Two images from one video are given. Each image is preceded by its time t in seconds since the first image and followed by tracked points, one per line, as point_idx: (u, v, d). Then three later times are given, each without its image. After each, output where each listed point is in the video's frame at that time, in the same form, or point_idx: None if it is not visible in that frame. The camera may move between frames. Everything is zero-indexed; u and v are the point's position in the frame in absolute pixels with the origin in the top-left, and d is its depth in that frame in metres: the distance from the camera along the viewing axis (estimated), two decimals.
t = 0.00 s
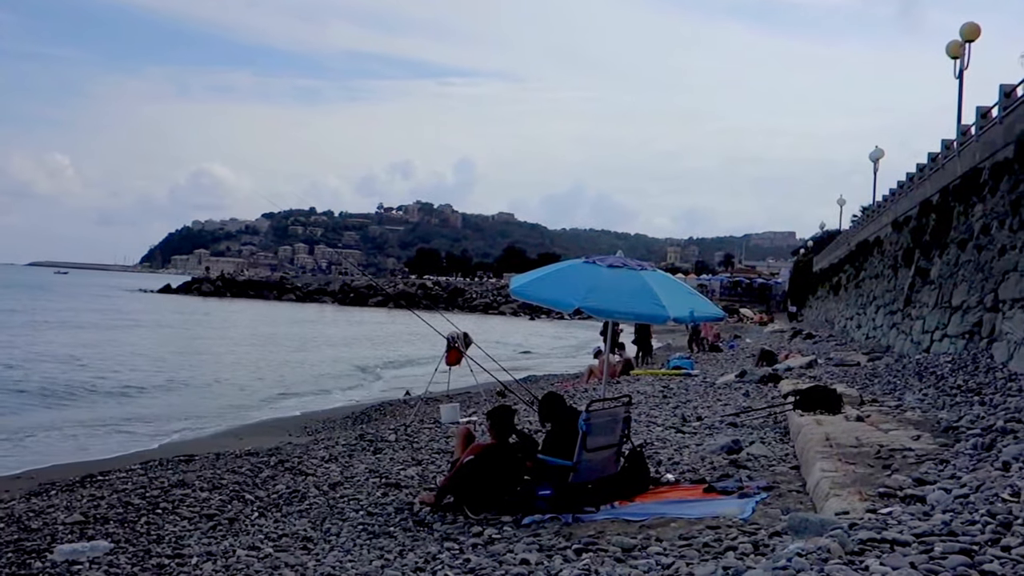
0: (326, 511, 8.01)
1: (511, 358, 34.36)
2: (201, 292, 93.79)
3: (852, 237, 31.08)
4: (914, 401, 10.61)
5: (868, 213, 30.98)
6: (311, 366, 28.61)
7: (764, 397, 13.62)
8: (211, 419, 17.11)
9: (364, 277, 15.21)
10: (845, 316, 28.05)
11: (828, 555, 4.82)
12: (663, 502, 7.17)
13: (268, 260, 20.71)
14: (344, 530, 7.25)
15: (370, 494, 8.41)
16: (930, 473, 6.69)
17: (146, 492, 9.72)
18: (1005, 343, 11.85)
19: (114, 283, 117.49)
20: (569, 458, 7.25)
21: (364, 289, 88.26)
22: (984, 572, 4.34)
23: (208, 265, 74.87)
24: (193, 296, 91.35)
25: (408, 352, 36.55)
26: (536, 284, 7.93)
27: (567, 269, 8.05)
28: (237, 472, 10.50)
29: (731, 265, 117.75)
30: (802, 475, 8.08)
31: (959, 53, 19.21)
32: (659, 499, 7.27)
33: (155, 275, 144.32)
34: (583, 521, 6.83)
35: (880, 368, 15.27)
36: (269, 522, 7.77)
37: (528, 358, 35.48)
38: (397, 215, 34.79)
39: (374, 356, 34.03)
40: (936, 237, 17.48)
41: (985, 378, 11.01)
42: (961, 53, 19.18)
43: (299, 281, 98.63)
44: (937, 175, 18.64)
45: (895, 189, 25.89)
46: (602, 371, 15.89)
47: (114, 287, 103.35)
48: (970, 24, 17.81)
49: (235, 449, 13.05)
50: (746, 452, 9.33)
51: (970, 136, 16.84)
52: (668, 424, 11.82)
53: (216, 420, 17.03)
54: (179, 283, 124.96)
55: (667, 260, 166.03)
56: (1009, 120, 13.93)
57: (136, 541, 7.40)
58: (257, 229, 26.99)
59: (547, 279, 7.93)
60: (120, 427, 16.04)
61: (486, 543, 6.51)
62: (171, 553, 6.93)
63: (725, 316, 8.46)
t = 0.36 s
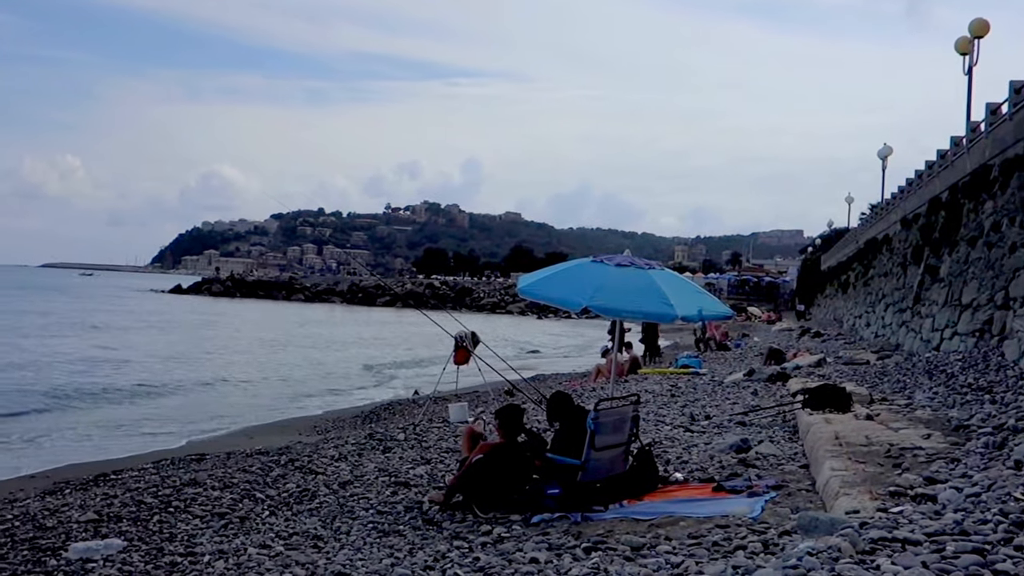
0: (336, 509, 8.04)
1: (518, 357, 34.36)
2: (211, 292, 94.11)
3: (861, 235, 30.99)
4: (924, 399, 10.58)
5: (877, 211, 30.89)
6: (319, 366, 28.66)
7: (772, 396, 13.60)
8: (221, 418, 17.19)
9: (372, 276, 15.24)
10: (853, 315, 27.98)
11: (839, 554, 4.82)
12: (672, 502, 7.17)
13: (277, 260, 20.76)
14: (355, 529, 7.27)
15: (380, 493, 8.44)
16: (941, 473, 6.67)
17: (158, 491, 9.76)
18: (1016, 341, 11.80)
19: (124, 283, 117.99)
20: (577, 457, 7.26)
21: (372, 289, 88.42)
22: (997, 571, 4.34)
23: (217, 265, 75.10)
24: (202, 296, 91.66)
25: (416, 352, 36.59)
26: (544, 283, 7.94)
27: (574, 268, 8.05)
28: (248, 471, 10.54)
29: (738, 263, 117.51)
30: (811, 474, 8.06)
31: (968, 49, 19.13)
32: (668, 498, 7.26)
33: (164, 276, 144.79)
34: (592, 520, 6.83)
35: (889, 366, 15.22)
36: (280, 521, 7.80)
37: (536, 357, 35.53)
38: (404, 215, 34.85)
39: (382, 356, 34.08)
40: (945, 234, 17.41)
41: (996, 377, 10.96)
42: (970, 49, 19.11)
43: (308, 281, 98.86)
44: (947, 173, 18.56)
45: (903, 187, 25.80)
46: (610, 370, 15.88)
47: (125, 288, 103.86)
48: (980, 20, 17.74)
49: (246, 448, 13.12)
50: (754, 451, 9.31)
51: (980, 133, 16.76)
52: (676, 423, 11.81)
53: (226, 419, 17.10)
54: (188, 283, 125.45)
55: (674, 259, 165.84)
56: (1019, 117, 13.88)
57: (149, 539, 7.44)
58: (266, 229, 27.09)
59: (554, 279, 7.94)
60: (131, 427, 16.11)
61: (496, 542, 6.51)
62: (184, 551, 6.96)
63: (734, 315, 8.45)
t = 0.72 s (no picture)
0: (349, 508, 8.07)
1: (529, 357, 34.38)
2: (224, 292, 94.55)
3: (873, 233, 30.87)
4: (938, 398, 10.54)
5: (889, 208, 30.73)
6: (332, 366, 28.76)
7: (784, 394, 13.57)
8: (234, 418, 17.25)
9: (384, 276, 15.28)
10: (866, 313, 27.87)
11: (853, 553, 4.81)
12: (684, 500, 7.16)
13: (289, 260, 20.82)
14: (368, 527, 7.29)
15: (392, 491, 8.47)
16: (956, 471, 6.64)
17: (174, 489, 9.83)
18: None
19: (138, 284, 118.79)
20: (589, 456, 7.25)
21: (384, 289, 88.65)
22: (1014, 571, 4.32)
23: (230, 265, 75.45)
24: (215, 296, 92.13)
25: (427, 351, 36.67)
26: (556, 282, 7.94)
27: (585, 267, 8.05)
28: (261, 470, 10.59)
29: (749, 262, 117.24)
30: (824, 473, 8.04)
31: (980, 45, 19.03)
32: (680, 497, 7.25)
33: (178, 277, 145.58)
34: (603, 519, 6.83)
35: (902, 365, 15.17)
36: (294, 520, 7.83)
37: (548, 356, 35.53)
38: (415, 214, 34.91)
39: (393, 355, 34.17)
40: (959, 232, 17.32)
41: (1010, 375, 10.90)
42: (982, 45, 19.01)
43: (320, 281, 99.22)
44: (959, 170, 18.47)
45: (916, 184, 25.68)
46: (621, 369, 15.87)
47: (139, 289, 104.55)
48: (992, 16, 17.64)
49: (260, 447, 13.18)
50: (767, 450, 9.28)
51: (993, 130, 16.67)
52: (688, 422, 11.79)
53: (239, 419, 17.15)
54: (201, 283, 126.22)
55: (684, 258, 165.58)
56: None
57: (164, 538, 7.48)
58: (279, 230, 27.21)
59: (565, 277, 7.95)
60: (145, 426, 16.20)
61: (508, 541, 6.52)
62: (199, 550, 7.00)
63: (747, 314, 8.43)
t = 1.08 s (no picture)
0: (366, 507, 8.10)
1: (544, 356, 34.38)
2: (240, 293, 95.07)
3: (888, 231, 30.72)
4: (954, 396, 10.50)
5: (905, 206, 30.54)
6: (347, 365, 28.86)
7: (800, 393, 13.52)
8: (251, 417, 17.34)
9: (399, 276, 15.32)
10: (882, 312, 27.75)
11: (871, 552, 4.80)
12: (699, 500, 7.15)
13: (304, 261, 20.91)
14: (384, 526, 7.33)
15: (409, 490, 8.50)
16: (973, 470, 6.61)
17: (192, 489, 9.90)
18: None
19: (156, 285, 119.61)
20: (604, 455, 7.25)
21: (398, 289, 88.87)
22: None
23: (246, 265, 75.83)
24: (231, 297, 92.64)
25: (442, 350, 36.76)
26: (570, 282, 7.94)
27: (600, 266, 8.05)
28: (279, 469, 10.64)
29: (764, 261, 116.82)
30: (841, 472, 8.02)
31: (996, 41, 18.90)
32: (696, 496, 7.24)
33: (194, 278, 146.38)
34: (619, 518, 6.84)
35: (919, 363, 15.10)
36: (311, 518, 7.87)
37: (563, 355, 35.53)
38: (429, 214, 35.00)
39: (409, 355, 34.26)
40: (975, 230, 17.21)
41: None
42: (998, 42, 18.88)
43: (335, 281, 99.58)
44: (976, 167, 18.35)
45: (932, 182, 25.53)
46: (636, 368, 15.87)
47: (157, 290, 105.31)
48: (1009, 12, 17.52)
49: (277, 447, 13.26)
50: (783, 449, 9.27)
51: (1010, 126, 16.55)
52: (704, 421, 11.77)
53: (256, 419, 17.24)
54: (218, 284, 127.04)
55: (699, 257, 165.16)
56: None
57: (184, 536, 7.54)
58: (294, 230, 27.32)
59: (579, 277, 7.94)
60: (162, 426, 16.30)
61: (524, 539, 6.54)
62: (218, 548, 7.05)
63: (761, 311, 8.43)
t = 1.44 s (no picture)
0: (386, 506, 8.13)
1: (562, 356, 34.36)
2: (259, 293, 95.69)
3: (908, 229, 30.49)
4: (976, 396, 10.41)
5: (925, 204, 30.32)
6: (366, 365, 28.95)
7: (819, 393, 13.44)
8: (270, 417, 17.44)
9: (417, 277, 15.37)
10: (902, 311, 27.55)
11: (894, 553, 4.77)
12: (719, 500, 7.13)
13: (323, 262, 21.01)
14: (404, 525, 7.35)
15: (427, 490, 8.53)
16: (996, 471, 6.55)
17: (214, 488, 9.97)
18: None
19: (177, 286, 120.60)
20: (623, 455, 7.24)
21: (416, 289, 89.12)
22: None
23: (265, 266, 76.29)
24: (250, 298, 93.24)
25: (460, 350, 36.81)
26: (588, 281, 7.93)
27: (618, 266, 8.03)
28: (299, 469, 10.70)
29: (782, 260, 116.21)
30: (862, 472, 7.97)
31: (1017, 38, 18.72)
32: (716, 496, 7.22)
33: (214, 279, 147.21)
34: (638, 518, 6.83)
35: (940, 363, 14.99)
36: (332, 518, 7.91)
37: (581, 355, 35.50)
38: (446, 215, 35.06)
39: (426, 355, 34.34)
40: (996, 227, 17.07)
41: None
42: (1019, 38, 18.70)
43: (353, 282, 99.98)
44: (997, 164, 18.19)
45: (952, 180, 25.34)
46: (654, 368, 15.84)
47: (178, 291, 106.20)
48: None
49: (297, 446, 13.33)
50: (803, 449, 9.22)
51: None
52: (723, 421, 11.73)
53: (275, 418, 17.33)
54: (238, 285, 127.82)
55: (716, 256, 164.54)
56: None
57: (206, 535, 7.59)
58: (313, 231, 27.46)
59: (597, 277, 7.93)
60: (183, 426, 16.42)
61: (543, 539, 6.54)
62: (240, 547, 7.10)
63: (780, 311, 8.40)
